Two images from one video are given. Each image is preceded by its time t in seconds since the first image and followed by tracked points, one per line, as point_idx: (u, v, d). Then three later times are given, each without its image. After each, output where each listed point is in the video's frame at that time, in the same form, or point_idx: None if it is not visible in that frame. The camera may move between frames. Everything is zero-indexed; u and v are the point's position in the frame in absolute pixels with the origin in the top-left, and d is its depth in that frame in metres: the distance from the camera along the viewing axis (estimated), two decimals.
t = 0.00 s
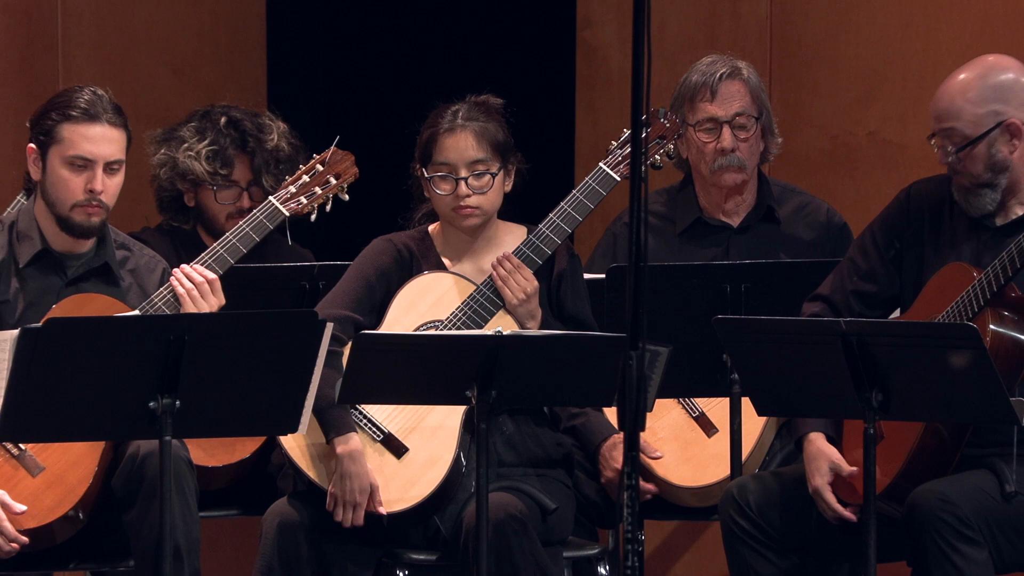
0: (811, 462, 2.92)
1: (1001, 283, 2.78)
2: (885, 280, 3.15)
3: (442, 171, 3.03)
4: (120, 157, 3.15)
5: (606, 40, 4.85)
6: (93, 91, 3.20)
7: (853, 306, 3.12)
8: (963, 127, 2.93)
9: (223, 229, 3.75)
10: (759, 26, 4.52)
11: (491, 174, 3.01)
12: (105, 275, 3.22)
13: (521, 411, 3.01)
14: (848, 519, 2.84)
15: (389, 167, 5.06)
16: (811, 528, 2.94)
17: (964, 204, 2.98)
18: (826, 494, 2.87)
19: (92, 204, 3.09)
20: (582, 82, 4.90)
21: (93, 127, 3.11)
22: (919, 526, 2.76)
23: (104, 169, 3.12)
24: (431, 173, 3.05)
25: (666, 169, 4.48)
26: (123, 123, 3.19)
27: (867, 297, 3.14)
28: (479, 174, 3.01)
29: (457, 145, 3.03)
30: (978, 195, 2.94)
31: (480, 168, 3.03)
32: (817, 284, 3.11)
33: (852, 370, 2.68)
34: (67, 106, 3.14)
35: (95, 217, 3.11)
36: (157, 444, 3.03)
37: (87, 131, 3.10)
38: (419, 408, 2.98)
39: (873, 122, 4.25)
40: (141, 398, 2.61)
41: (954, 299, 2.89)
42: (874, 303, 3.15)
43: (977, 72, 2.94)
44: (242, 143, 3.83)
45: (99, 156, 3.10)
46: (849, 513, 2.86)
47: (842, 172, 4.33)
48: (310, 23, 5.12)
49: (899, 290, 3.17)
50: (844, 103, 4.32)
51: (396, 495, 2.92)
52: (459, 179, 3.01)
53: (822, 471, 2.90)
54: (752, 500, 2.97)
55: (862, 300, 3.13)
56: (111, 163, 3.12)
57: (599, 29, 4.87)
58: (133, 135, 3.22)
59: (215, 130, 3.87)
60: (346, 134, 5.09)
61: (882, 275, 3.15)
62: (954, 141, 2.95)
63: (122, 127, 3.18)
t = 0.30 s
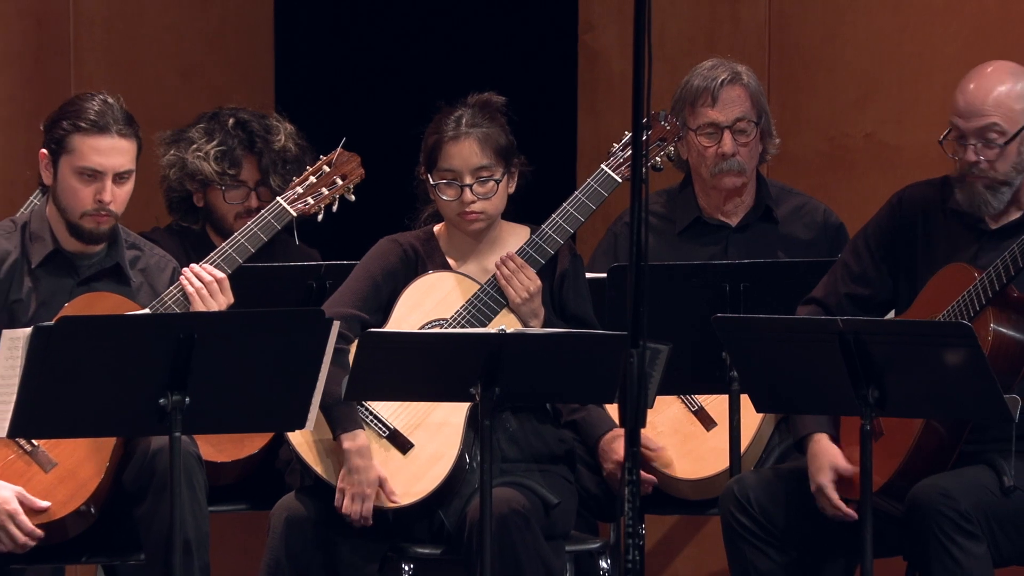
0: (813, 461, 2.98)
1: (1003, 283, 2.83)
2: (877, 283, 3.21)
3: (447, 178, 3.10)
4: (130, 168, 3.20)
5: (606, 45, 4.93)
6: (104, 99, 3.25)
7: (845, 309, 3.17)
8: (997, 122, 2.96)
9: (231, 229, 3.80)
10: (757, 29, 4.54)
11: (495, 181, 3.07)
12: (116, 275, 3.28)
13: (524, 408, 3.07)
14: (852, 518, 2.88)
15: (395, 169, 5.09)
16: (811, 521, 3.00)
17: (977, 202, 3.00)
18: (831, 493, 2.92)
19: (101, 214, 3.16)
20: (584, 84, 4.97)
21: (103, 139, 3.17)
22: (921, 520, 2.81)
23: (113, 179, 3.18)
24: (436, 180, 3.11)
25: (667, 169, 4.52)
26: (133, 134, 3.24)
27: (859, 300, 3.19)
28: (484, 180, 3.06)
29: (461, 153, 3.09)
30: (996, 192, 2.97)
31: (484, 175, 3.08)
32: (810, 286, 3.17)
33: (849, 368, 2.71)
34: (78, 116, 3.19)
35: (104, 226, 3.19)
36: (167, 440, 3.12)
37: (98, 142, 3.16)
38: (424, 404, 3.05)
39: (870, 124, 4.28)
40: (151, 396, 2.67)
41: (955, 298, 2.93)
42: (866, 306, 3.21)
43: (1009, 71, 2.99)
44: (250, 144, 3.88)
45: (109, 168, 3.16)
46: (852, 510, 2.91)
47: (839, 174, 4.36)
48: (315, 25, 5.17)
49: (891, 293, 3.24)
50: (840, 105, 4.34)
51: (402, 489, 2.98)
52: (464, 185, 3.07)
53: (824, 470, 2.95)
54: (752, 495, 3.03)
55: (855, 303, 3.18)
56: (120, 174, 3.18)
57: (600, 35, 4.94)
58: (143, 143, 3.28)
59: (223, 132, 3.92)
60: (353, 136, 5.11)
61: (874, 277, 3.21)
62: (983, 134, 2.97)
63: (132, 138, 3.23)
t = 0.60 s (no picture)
0: (821, 462, 3.01)
1: (996, 280, 2.89)
2: (864, 292, 3.28)
3: (455, 178, 3.15)
4: (142, 170, 3.26)
5: (613, 47, 4.84)
6: (116, 103, 3.31)
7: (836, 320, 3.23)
8: (1001, 116, 3.08)
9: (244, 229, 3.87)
10: (757, 31, 4.54)
11: (501, 180, 3.13)
12: (131, 274, 3.35)
13: (530, 405, 3.13)
14: (857, 522, 2.92)
15: (405, 169, 5.16)
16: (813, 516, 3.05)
17: (972, 190, 3.10)
18: (839, 492, 2.95)
19: (114, 214, 3.23)
20: (589, 86, 4.88)
21: (115, 141, 3.23)
22: (932, 512, 2.85)
23: (125, 181, 3.24)
24: (444, 180, 3.17)
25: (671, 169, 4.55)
26: (145, 136, 3.30)
27: (847, 309, 3.25)
28: (490, 180, 3.12)
29: (468, 153, 3.15)
30: (992, 180, 3.08)
31: (490, 174, 3.14)
32: (802, 298, 3.23)
33: (850, 365, 2.74)
34: (91, 119, 3.25)
35: (118, 226, 3.25)
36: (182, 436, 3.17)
37: (110, 145, 3.23)
38: (433, 401, 3.11)
39: (870, 125, 4.31)
40: (165, 392, 2.73)
41: (952, 296, 2.99)
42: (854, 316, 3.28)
43: (1011, 71, 3.13)
44: (261, 146, 3.95)
45: (121, 170, 3.23)
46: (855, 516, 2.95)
47: (840, 175, 4.38)
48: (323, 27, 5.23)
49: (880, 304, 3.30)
50: (841, 107, 4.37)
51: (410, 484, 3.04)
52: (471, 185, 3.12)
53: (835, 471, 2.99)
54: (754, 491, 3.08)
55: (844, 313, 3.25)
56: (132, 175, 3.25)
57: (605, 39, 4.85)
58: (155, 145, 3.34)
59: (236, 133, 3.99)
60: (363, 138, 5.20)
61: (861, 287, 3.29)
62: (989, 122, 3.08)
63: (144, 141, 3.29)
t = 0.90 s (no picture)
0: (813, 461, 3.07)
1: (993, 280, 2.94)
2: (859, 298, 3.32)
3: (464, 176, 3.21)
4: (156, 164, 3.34)
5: (620, 51, 4.89)
6: (129, 101, 3.39)
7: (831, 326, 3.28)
8: (976, 117, 3.14)
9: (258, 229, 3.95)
10: (762, 34, 4.58)
11: (510, 178, 3.18)
12: (147, 273, 3.42)
13: (540, 403, 3.19)
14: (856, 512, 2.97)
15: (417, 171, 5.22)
16: (811, 513, 3.11)
17: (955, 191, 3.14)
18: (834, 489, 3.01)
19: (129, 209, 3.29)
20: (597, 90, 4.93)
21: (128, 136, 3.30)
22: (929, 508, 2.90)
23: (139, 175, 3.31)
24: (453, 178, 3.23)
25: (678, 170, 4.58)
26: (157, 131, 3.38)
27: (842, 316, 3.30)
28: (499, 177, 3.18)
29: (476, 150, 3.20)
30: (973, 179, 3.13)
31: (499, 172, 3.20)
32: (816, 280, 3.31)
33: (853, 363, 2.79)
34: (104, 117, 3.33)
35: (133, 222, 3.30)
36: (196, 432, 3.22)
37: (122, 141, 3.30)
38: (443, 399, 3.17)
39: (873, 127, 4.36)
40: (181, 390, 2.79)
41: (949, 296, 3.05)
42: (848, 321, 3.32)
43: (984, 74, 3.20)
44: (276, 147, 4.01)
45: (135, 164, 3.30)
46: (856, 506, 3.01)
47: (843, 177, 4.43)
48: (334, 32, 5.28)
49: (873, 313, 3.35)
50: (845, 109, 4.42)
51: (422, 480, 3.10)
52: (480, 182, 3.18)
53: (827, 468, 3.05)
54: (757, 486, 3.14)
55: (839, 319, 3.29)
56: (146, 169, 3.32)
57: (612, 43, 4.90)
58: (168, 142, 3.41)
59: (251, 135, 4.05)
60: (375, 140, 5.26)
61: (855, 294, 3.33)
62: (965, 123, 3.14)
63: (157, 136, 3.37)
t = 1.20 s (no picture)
0: (822, 453, 3.12)
1: (997, 279, 3.00)
2: (870, 295, 3.38)
3: (476, 182, 3.27)
4: (171, 171, 3.40)
5: (628, 55, 4.95)
6: (145, 108, 3.44)
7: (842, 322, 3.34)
8: (975, 120, 3.19)
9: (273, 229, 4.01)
10: (768, 37, 4.63)
11: (522, 184, 3.25)
12: (164, 274, 3.48)
13: (549, 400, 3.25)
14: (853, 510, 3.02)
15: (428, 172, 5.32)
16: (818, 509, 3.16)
17: (962, 194, 3.19)
18: (838, 482, 3.05)
19: (143, 215, 3.36)
20: (606, 93, 4.99)
21: (144, 145, 3.36)
22: (925, 506, 2.96)
23: (153, 183, 3.37)
24: (466, 183, 3.29)
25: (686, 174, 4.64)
26: (173, 138, 3.43)
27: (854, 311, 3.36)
28: (512, 184, 3.24)
29: (489, 157, 3.26)
30: (979, 180, 3.17)
31: (511, 178, 3.26)
32: (823, 287, 3.35)
33: (857, 362, 2.85)
34: (121, 123, 3.39)
35: (148, 226, 3.38)
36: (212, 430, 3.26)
37: (139, 148, 3.36)
38: (454, 396, 3.24)
39: (876, 130, 4.41)
40: (197, 388, 2.85)
41: (956, 293, 3.11)
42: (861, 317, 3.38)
43: (984, 78, 3.25)
44: (288, 148, 4.08)
45: (150, 172, 3.36)
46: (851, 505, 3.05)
47: (847, 180, 4.48)
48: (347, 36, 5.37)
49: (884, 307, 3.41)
50: (848, 111, 4.47)
51: (434, 476, 3.16)
52: (492, 188, 3.24)
53: (834, 462, 3.09)
54: (765, 483, 3.20)
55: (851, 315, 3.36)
56: (161, 177, 3.38)
57: (620, 45, 4.95)
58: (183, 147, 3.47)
59: (263, 137, 4.11)
60: (388, 143, 5.37)
61: (868, 290, 3.38)
62: (964, 127, 3.20)
63: (172, 143, 3.42)
